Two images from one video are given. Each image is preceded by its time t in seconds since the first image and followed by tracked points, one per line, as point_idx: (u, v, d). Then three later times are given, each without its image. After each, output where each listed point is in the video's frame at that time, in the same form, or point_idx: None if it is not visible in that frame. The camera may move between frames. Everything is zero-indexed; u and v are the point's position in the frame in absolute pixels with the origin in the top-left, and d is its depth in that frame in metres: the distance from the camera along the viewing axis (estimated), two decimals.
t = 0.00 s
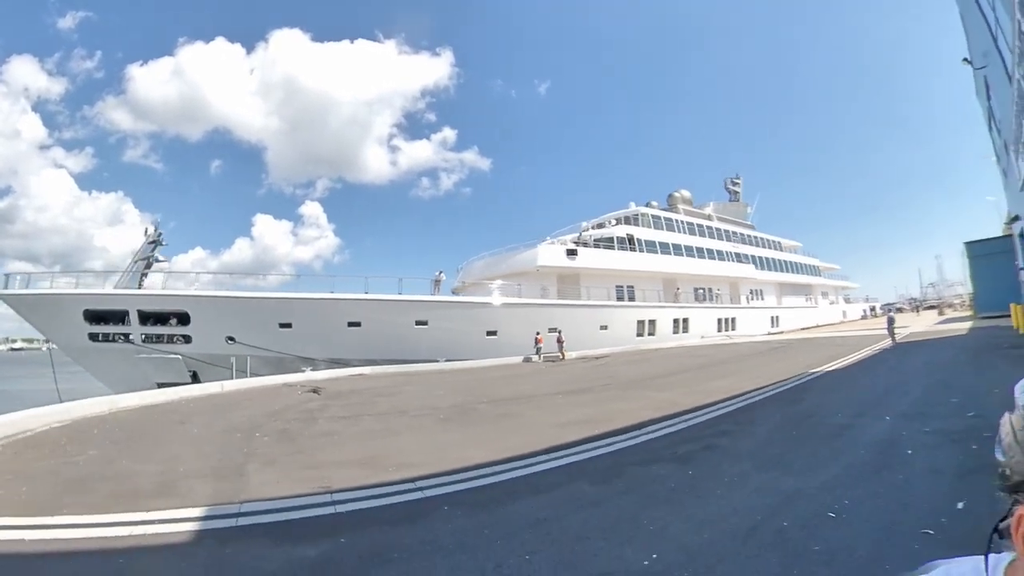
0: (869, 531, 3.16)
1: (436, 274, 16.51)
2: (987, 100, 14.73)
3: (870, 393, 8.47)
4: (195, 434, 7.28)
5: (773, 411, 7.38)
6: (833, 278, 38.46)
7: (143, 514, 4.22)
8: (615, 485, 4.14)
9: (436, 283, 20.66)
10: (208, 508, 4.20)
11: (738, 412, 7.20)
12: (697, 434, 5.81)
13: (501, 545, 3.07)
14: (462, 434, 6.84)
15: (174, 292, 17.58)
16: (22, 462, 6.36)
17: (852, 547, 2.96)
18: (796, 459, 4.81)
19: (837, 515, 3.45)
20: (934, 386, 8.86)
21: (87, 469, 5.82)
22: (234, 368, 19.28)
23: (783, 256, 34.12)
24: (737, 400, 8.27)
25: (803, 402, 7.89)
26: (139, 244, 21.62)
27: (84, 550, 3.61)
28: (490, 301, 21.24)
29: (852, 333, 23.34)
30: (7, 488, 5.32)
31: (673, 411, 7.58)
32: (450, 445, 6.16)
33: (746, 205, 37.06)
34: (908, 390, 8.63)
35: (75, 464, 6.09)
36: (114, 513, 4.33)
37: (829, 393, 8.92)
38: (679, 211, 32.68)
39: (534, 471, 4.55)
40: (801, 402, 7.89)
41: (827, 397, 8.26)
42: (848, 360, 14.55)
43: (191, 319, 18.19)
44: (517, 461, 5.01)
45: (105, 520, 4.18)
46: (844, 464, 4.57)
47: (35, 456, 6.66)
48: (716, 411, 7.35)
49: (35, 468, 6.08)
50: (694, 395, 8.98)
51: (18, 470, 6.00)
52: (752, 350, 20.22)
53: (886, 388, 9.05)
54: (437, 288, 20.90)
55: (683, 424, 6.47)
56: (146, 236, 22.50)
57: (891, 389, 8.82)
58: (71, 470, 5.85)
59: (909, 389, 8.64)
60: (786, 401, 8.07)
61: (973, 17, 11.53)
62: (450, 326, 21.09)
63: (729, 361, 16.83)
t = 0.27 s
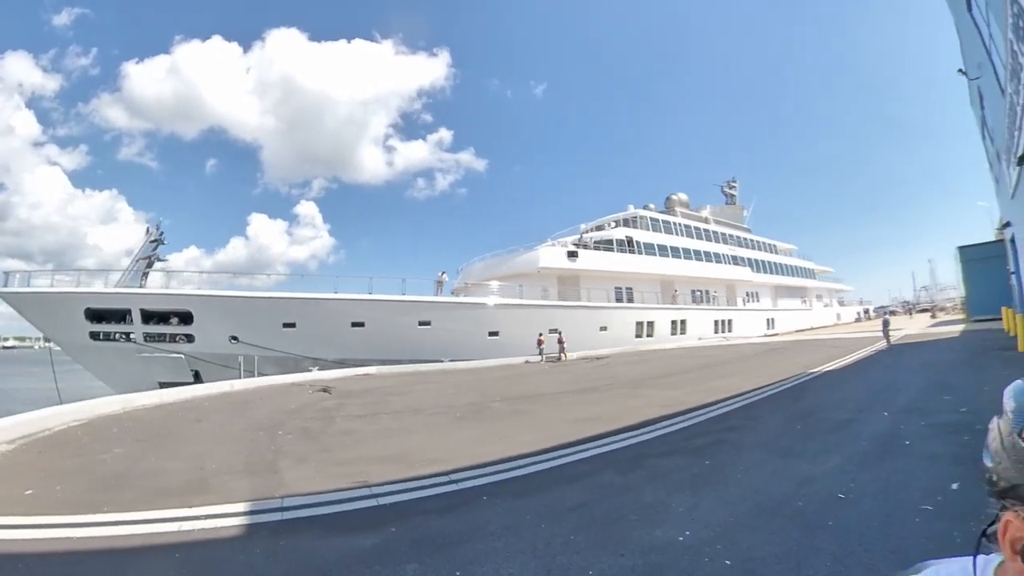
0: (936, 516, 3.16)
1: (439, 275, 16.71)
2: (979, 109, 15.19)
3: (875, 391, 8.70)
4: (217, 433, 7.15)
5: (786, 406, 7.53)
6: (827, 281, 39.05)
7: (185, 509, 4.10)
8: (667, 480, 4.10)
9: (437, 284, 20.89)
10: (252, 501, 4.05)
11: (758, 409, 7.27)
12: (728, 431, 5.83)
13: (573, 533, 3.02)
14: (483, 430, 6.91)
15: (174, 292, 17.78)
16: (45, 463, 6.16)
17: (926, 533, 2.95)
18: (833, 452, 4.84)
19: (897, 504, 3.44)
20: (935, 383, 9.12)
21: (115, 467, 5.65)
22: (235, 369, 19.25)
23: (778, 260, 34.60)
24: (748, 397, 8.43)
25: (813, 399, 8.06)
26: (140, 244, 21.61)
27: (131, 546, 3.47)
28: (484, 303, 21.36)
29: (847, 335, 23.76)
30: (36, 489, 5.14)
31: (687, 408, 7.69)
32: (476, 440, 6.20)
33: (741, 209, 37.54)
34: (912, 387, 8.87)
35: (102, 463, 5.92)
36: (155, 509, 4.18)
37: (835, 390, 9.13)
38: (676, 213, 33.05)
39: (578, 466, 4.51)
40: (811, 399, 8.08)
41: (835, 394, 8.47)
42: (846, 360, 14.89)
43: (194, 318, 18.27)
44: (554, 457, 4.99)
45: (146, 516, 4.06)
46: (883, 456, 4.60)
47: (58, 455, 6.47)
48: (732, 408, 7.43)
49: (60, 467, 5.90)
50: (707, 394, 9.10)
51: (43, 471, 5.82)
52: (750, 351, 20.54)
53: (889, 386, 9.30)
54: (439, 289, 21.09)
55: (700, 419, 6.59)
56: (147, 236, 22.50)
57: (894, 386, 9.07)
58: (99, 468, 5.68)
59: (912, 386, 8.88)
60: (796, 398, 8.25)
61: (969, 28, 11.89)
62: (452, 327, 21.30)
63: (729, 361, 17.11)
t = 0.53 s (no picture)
0: (947, 501, 3.33)
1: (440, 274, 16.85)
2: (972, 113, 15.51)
3: (872, 386, 8.97)
4: (234, 430, 7.24)
5: (788, 401, 7.77)
6: (820, 281, 39.55)
7: (219, 504, 4.20)
8: (685, 472, 4.26)
9: (437, 283, 21.02)
10: (284, 496, 4.16)
11: (762, 405, 7.48)
12: (736, 426, 6.02)
13: (604, 521, 3.16)
14: (495, 425, 7.07)
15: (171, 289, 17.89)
16: (67, 460, 6.19)
17: (939, 517, 3.12)
18: (840, 444, 5.03)
19: (908, 489, 3.61)
20: (929, 379, 9.42)
21: (140, 465, 5.70)
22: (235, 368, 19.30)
23: (773, 259, 35.02)
24: (750, 393, 8.66)
25: (813, 394, 8.31)
26: (139, 242, 21.62)
27: (174, 541, 3.58)
28: (479, 301, 21.39)
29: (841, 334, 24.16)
30: (65, 487, 5.18)
31: (693, 403, 7.90)
32: (491, 434, 6.36)
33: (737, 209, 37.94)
34: (908, 383, 9.17)
35: (125, 460, 5.96)
36: (190, 504, 4.27)
37: (833, 386, 9.38)
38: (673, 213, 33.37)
39: (597, 459, 4.67)
40: (811, 394, 8.32)
41: (834, 390, 8.72)
42: (841, 358, 15.22)
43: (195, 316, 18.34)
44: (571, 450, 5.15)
45: (181, 511, 4.17)
46: (888, 448, 4.80)
47: (78, 452, 6.49)
48: (734, 403, 7.66)
49: (83, 465, 5.95)
50: (709, 391, 9.32)
51: (67, 467, 5.85)
52: (746, 349, 20.87)
53: (886, 382, 9.58)
54: (438, 287, 21.24)
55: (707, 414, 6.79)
56: (146, 234, 22.51)
57: (891, 382, 9.36)
58: (124, 466, 5.73)
59: (908, 382, 9.17)
60: (797, 393, 8.49)
61: (963, 35, 12.21)
62: (452, 325, 21.46)
63: (726, 359, 17.41)
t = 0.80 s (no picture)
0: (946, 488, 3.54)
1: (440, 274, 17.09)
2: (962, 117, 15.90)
3: (865, 383, 9.27)
4: (248, 429, 7.35)
5: (787, 398, 8.03)
6: (813, 281, 40.14)
7: (249, 499, 4.33)
8: (695, 464, 4.46)
9: (435, 284, 21.24)
10: (312, 493, 4.30)
11: (761, 401, 7.72)
12: (739, 421, 6.25)
13: (625, 510, 3.34)
14: (504, 423, 7.25)
15: (170, 290, 18.04)
16: (86, 459, 6.25)
17: (939, 502, 3.32)
18: (840, 437, 5.26)
19: (911, 476, 3.82)
20: (920, 376, 9.75)
21: (162, 462, 5.77)
22: (235, 369, 19.38)
23: (766, 260, 35.51)
24: (749, 390, 8.91)
25: (810, 391, 8.58)
26: (138, 242, 21.63)
27: (212, 531, 3.72)
28: (477, 302, 21.60)
29: (834, 334, 24.59)
30: (90, 486, 5.25)
31: (695, 400, 8.12)
32: (502, 431, 6.54)
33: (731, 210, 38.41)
34: (899, 379, 9.49)
35: (145, 458, 6.03)
36: (219, 500, 4.40)
37: (828, 383, 9.67)
38: (668, 215, 33.75)
39: (609, 454, 4.87)
40: (807, 391, 8.60)
41: (829, 387, 8.99)
42: (834, 357, 15.58)
43: (195, 317, 18.49)
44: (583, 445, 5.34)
45: (212, 504, 4.31)
46: (885, 440, 5.04)
47: (96, 452, 6.55)
48: (734, 399, 7.90)
49: (104, 464, 6.01)
50: (709, 388, 9.58)
51: (88, 467, 5.92)
52: (742, 349, 21.23)
53: (879, 378, 9.89)
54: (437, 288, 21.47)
55: (710, 410, 7.01)
56: (145, 234, 22.49)
57: (883, 379, 9.67)
58: (144, 463, 5.81)
59: (900, 379, 9.49)
60: (794, 390, 8.76)
61: (952, 42, 12.58)
62: (451, 325, 21.68)
63: (722, 359, 17.74)
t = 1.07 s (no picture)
0: (952, 475, 3.69)
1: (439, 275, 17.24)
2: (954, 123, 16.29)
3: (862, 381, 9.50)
4: (260, 429, 7.43)
5: (787, 395, 8.23)
6: (806, 282, 40.65)
7: (274, 493, 4.42)
8: (709, 458, 4.59)
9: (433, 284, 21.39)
10: (335, 485, 4.36)
11: (763, 399, 7.91)
12: (744, 418, 6.41)
13: (648, 500, 3.45)
14: (513, 422, 7.38)
15: (169, 290, 18.06)
16: (104, 460, 6.26)
17: (948, 488, 3.47)
18: (842, 432, 5.45)
19: (914, 465, 3.99)
20: (915, 374, 10.01)
21: (181, 463, 5.82)
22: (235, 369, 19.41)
23: (760, 261, 35.94)
24: (750, 389, 9.11)
25: (809, 389, 8.79)
26: (137, 243, 21.62)
27: (241, 524, 3.78)
28: (472, 302, 21.70)
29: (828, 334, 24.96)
30: (113, 487, 5.28)
31: (698, 398, 8.29)
32: (513, 429, 6.66)
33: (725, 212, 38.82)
34: (895, 377, 9.74)
35: (163, 459, 6.06)
36: (245, 496, 4.45)
37: (827, 382, 9.89)
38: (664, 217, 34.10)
39: (623, 449, 5.01)
40: (807, 389, 8.80)
41: (828, 385, 9.20)
42: (829, 356, 15.89)
43: (194, 317, 18.54)
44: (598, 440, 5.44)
45: (238, 498, 4.40)
46: (888, 434, 5.21)
47: (112, 453, 6.57)
48: (735, 397, 8.10)
49: (123, 465, 6.01)
50: (710, 387, 9.80)
51: (107, 467, 5.94)
52: (738, 349, 21.53)
53: (875, 376, 10.14)
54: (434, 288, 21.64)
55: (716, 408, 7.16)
56: (144, 235, 22.49)
57: (879, 377, 9.91)
58: (164, 464, 5.85)
59: (896, 376, 9.74)
60: (794, 388, 8.96)
61: (944, 49, 12.92)
62: (450, 326, 21.83)
63: (720, 359, 18.01)
